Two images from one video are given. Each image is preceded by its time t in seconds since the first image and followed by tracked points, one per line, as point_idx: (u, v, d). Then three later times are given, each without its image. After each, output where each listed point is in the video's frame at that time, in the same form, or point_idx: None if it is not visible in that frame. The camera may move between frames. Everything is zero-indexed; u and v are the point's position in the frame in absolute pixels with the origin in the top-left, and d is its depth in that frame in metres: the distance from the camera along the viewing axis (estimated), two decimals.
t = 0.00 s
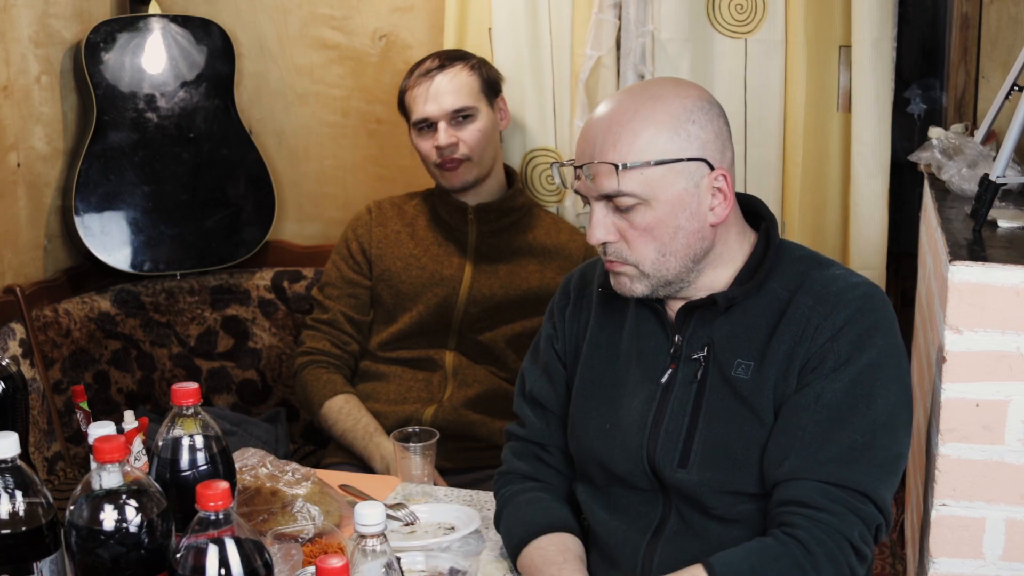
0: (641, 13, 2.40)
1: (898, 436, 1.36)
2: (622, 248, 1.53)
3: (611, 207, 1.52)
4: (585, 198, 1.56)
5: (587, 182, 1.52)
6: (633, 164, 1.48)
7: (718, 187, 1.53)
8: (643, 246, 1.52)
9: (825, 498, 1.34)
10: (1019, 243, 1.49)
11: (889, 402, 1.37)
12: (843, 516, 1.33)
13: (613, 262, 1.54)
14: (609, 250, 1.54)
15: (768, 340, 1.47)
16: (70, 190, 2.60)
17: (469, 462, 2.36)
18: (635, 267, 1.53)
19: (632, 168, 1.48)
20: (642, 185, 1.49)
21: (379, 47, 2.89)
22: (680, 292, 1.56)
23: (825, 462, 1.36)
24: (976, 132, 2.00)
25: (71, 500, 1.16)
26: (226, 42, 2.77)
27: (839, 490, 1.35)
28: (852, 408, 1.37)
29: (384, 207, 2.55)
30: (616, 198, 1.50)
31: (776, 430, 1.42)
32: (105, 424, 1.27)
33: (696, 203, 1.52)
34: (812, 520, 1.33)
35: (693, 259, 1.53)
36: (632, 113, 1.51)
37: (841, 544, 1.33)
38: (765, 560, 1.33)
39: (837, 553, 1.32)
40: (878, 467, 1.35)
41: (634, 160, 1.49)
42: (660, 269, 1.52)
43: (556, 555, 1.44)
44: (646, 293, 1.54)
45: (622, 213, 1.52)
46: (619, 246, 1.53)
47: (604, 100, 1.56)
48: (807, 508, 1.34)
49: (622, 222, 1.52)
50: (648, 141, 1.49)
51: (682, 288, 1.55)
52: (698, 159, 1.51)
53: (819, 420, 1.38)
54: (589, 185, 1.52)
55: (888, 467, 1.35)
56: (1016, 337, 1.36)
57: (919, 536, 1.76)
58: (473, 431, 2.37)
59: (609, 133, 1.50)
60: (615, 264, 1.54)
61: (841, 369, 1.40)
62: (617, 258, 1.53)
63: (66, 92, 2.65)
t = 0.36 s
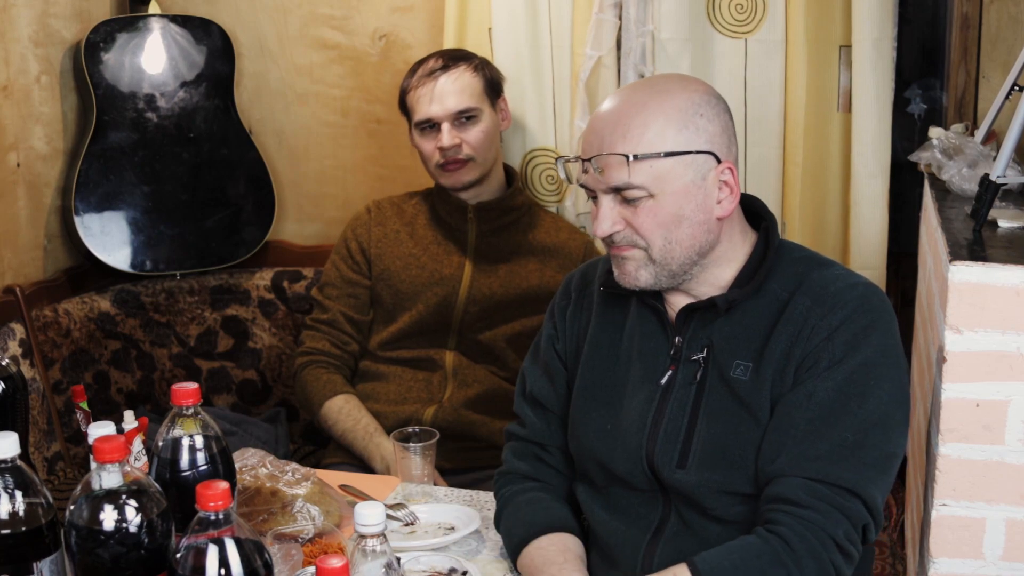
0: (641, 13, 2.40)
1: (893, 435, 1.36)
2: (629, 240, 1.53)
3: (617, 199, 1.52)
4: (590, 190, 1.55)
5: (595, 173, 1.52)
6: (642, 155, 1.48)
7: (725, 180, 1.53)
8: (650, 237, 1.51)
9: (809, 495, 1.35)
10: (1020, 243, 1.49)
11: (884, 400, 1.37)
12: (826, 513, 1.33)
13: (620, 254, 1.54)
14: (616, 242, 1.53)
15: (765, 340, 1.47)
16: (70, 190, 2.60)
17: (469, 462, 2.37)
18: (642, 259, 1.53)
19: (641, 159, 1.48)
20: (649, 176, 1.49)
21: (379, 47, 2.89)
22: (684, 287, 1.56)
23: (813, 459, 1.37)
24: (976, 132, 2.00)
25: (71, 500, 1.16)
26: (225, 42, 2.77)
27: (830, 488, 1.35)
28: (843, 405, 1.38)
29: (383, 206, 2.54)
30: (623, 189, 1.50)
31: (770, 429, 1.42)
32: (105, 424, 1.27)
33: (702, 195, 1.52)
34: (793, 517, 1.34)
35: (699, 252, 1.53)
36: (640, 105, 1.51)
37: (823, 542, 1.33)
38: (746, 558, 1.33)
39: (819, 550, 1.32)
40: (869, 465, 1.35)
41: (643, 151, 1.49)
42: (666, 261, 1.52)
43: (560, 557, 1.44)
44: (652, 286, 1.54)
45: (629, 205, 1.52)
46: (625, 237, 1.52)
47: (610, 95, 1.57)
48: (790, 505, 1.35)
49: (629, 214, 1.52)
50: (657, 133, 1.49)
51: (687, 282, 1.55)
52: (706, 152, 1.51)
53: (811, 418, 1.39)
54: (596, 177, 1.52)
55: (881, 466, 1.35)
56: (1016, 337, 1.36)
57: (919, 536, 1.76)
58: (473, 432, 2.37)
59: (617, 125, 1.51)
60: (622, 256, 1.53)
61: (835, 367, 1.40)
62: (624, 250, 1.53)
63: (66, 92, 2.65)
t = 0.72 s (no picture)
0: (641, 12, 2.40)
1: (898, 437, 1.36)
2: (629, 239, 1.53)
3: (617, 198, 1.52)
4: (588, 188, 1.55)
5: (594, 172, 1.52)
6: (641, 154, 1.48)
7: (723, 179, 1.53)
8: (650, 237, 1.51)
9: (829, 502, 1.35)
10: (1020, 243, 1.49)
11: (889, 402, 1.37)
12: (849, 520, 1.34)
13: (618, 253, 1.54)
14: (615, 241, 1.53)
15: (767, 341, 1.47)
16: (70, 190, 2.60)
17: (469, 462, 2.37)
18: (641, 258, 1.53)
19: (640, 158, 1.48)
20: (649, 175, 1.49)
21: (379, 47, 2.89)
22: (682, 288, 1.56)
23: (828, 465, 1.36)
24: (976, 132, 2.00)
25: (71, 500, 1.16)
26: (226, 42, 2.77)
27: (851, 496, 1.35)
28: (850, 410, 1.38)
29: (383, 207, 2.54)
30: (623, 188, 1.50)
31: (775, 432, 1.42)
32: (105, 424, 1.27)
33: (702, 194, 1.52)
34: (819, 524, 1.34)
35: (698, 252, 1.53)
36: (638, 105, 1.51)
37: (845, 548, 1.33)
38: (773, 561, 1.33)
39: (842, 555, 1.33)
40: (881, 470, 1.36)
41: (643, 150, 1.49)
42: (665, 261, 1.52)
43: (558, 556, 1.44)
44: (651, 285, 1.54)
45: (629, 204, 1.52)
46: (625, 236, 1.52)
47: (608, 96, 1.56)
48: (811, 511, 1.35)
49: (629, 213, 1.52)
50: (656, 133, 1.49)
51: (687, 282, 1.55)
52: (705, 151, 1.51)
53: (821, 422, 1.38)
54: (595, 176, 1.52)
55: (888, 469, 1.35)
56: (1016, 337, 1.36)
57: (919, 535, 1.76)
58: (472, 432, 2.37)
59: (617, 124, 1.51)
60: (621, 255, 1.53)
61: (841, 371, 1.40)
62: (624, 249, 1.53)
63: (66, 92, 2.65)
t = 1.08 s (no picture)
0: (641, 12, 2.40)
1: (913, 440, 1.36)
2: (645, 252, 1.51)
3: (633, 211, 1.50)
4: (598, 202, 1.52)
5: (609, 186, 1.49)
6: (662, 164, 1.48)
7: (731, 181, 1.55)
8: (668, 248, 1.50)
9: (878, 503, 1.33)
10: (1020, 243, 1.49)
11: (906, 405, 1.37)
12: (898, 520, 1.33)
13: (634, 267, 1.52)
14: (631, 257, 1.51)
15: (773, 342, 1.47)
16: (70, 190, 2.61)
17: (469, 462, 2.37)
18: (658, 270, 1.51)
19: (661, 168, 1.48)
20: (668, 185, 1.48)
21: (379, 47, 2.89)
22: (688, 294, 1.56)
23: (863, 469, 1.35)
24: (976, 132, 2.00)
25: (71, 500, 1.16)
26: (226, 42, 2.76)
27: (890, 498, 1.34)
28: (872, 413, 1.37)
29: (383, 207, 2.53)
30: (642, 200, 1.48)
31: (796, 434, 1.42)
32: (104, 424, 1.27)
33: (715, 201, 1.52)
34: (871, 525, 1.32)
35: (710, 259, 1.53)
36: (650, 113, 1.50)
37: (895, 547, 1.33)
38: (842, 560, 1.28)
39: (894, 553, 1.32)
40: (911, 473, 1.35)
41: (662, 160, 1.48)
42: (681, 270, 1.51)
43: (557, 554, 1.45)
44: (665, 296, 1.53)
45: (645, 216, 1.50)
46: (642, 250, 1.51)
47: (614, 105, 1.54)
48: (862, 514, 1.33)
49: (646, 225, 1.50)
50: (669, 140, 1.49)
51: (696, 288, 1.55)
52: (715, 156, 1.51)
53: (850, 425, 1.37)
54: (611, 190, 1.49)
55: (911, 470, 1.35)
56: (1016, 337, 1.36)
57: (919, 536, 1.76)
58: (472, 432, 2.37)
59: (632, 135, 1.49)
60: (637, 270, 1.51)
61: (859, 375, 1.39)
62: (640, 263, 1.51)
63: (66, 92, 2.65)
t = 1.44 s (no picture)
0: (641, 12, 2.40)
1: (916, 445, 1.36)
2: (658, 249, 1.50)
3: (647, 206, 1.49)
4: (611, 197, 1.52)
5: (625, 180, 1.49)
6: (678, 159, 1.48)
7: (741, 180, 1.56)
8: (681, 244, 1.49)
9: (884, 513, 1.33)
10: (1020, 243, 1.49)
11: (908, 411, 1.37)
12: (902, 529, 1.32)
13: (645, 264, 1.50)
14: (643, 253, 1.50)
15: (775, 345, 1.47)
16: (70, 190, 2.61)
17: (470, 463, 2.37)
18: (669, 266, 1.50)
19: (677, 162, 1.48)
20: (683, 180, 1.48)
21: (379, 47, 2.89)
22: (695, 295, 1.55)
23: (867, 478, 1.35)
24: (976, 132, 2.00)
25: (71, 500, 1.16)
26: (226, 42, 2.76)
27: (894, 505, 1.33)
28: (876, 419, 1.37)
29: (385, 207, 2.53)
30: (657, 195, 1.48)
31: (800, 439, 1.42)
32: (105, 424, 1.27)
33: (728, 198, 1.52)
34: (877, 536, 1.31)
35: (720, 257, 1.53)
36: (665, 110, 1.51)
37: (899, 554, 1.31)
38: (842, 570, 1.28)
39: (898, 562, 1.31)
40: (915, 480, 1.35)
41: (679, 155, 1.48)
42: (692, 267, 1.51)
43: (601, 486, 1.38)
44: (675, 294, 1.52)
45: (659, 212, 1.49)
46: (655, 246, 1.50)
47: (630, 104, 1.53)
48: (867, 524, 1.32)
49: (659, 221, 1.49)
50: (685, 134, 1.49)
51: (705, 287, 1.54)
52: (729, 154, 1.52)
53: (853, 432, 1.37)
54: (626, 184, 1.49)
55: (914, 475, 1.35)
56: (1016, 338, 1.36)
57: (920, 535, 1.76)
58: (473, 432, 2.37)
59: (649, 129, 1.49)
60: (648, 266, 1.50)
61: (862, 381, 1.39)
62: (652, 260, 1.50)
63: (66, 92, 2.65)
